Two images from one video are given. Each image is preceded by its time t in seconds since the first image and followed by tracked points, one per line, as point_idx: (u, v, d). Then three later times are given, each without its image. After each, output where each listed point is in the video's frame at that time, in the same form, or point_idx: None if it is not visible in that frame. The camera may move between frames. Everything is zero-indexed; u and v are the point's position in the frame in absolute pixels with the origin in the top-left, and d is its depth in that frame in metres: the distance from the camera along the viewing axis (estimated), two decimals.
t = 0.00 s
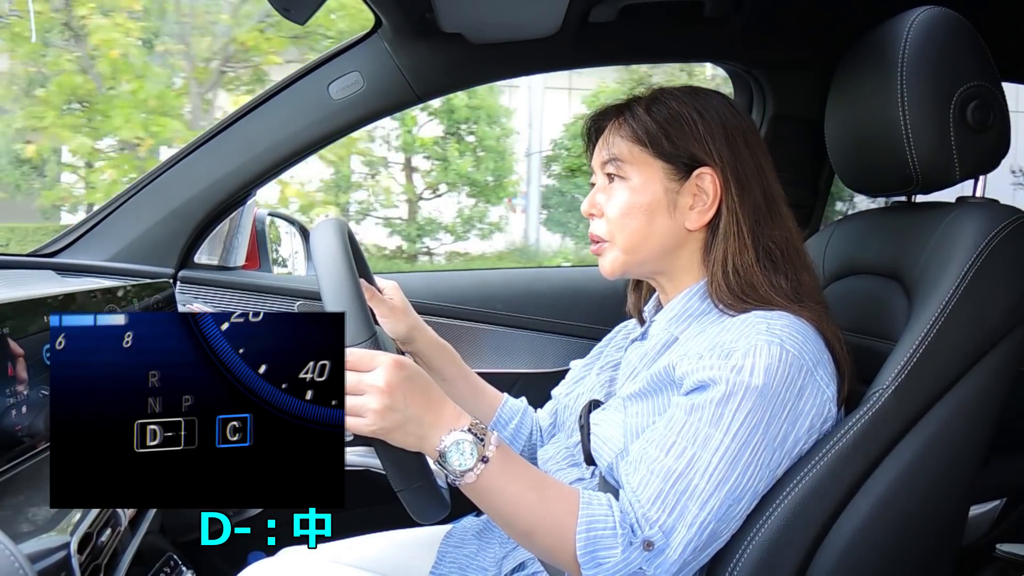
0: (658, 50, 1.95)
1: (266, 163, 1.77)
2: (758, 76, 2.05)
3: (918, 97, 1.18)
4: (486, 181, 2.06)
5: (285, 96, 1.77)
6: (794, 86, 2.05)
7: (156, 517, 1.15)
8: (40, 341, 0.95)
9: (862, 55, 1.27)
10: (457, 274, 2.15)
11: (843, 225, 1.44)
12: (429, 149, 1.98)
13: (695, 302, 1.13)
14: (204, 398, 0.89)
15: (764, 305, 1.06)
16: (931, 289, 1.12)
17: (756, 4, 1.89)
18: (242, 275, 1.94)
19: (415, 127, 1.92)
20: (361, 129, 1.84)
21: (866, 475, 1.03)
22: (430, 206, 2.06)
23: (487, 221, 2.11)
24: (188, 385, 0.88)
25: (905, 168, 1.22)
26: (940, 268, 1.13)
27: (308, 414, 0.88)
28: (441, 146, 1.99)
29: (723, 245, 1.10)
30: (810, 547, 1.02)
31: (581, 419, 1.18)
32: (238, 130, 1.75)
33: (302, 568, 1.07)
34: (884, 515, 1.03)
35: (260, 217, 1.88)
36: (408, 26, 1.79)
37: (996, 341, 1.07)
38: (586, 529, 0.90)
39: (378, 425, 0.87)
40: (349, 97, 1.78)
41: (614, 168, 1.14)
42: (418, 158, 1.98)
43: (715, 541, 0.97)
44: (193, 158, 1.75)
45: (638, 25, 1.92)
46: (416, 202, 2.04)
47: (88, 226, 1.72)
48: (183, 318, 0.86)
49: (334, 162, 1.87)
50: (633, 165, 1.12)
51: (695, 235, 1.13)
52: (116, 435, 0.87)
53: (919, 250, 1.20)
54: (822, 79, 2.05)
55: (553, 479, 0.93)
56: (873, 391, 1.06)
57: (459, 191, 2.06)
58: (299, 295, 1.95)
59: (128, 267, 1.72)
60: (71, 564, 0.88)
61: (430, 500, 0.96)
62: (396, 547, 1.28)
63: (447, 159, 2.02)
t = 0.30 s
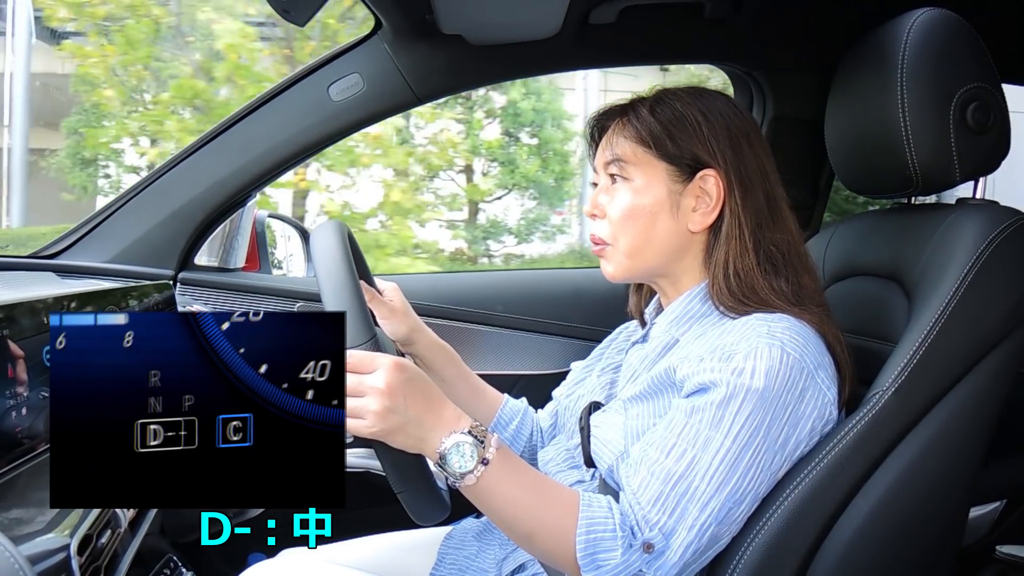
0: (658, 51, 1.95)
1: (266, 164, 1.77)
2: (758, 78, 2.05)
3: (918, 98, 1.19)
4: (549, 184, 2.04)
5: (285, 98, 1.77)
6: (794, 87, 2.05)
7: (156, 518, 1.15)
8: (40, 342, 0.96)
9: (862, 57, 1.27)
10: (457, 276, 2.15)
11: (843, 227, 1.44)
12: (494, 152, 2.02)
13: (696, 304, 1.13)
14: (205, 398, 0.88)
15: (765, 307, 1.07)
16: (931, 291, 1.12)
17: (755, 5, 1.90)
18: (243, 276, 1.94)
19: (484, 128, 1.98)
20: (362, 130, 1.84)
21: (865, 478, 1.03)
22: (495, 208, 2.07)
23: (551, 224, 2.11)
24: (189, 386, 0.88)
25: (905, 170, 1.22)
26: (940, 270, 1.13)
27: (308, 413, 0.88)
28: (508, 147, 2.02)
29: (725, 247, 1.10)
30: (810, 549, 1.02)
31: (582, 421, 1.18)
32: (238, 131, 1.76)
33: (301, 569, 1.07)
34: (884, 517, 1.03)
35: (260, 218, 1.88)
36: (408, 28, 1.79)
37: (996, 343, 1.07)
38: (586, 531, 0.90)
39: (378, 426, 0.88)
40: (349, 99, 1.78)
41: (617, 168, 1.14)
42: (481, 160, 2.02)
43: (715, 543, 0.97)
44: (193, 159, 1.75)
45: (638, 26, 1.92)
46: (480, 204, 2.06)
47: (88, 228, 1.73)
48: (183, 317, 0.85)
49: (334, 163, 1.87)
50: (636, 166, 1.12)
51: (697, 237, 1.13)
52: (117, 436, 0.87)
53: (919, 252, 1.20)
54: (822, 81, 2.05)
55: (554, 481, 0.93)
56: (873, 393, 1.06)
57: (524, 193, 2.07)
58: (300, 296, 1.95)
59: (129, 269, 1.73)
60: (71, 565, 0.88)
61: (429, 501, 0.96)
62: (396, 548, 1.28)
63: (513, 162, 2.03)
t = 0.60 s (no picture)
0: (660, 51, 1.95)
1: (265, 164, 1.77)
2: (758, 78, 2.05)
3: (918, 97, 1.19)
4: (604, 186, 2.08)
5: (284, 97, 1.77)
6: (794, 87, 2.05)
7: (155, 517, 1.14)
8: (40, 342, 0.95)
9: (863, 57, 1.27)
10: (458, 275, 2.15)
11: (842, 226, 1.44)
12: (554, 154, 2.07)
13: (699, 303, 1.13)
14: (206, 397, 0.88)
15: (768, 306, 1.06)
16: (932, 290, 1.12)
17: (755, 5, 1.90)
18: (243, 276, 1.94)
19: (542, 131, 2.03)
20: (362, 130, 1.84)
21: (865, 476, 1.03)
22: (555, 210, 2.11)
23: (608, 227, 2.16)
24: (190, 385, 0.88)
25: (905, 169, 1.22)
26: (941, 269, 1.13)
27: (308, 413, 0.88)
28: (567, 150, 2.06)
29: (732, 247, 1.10)
30: (811, 547, 1.02)
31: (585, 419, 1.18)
32: (238, 131, 1.75)
33: (301, 568, 1.07)
34: (883, 517, 1.03)
35: (260, 217, 1.88)
36: (408, 28, 1.79)
37: (996, 342, 1.07)
38: (587, 528, 0.90)
39: (378, 425, 0.87)
40: (349, 98, 1.78)
41: (627, 163, 1.14)
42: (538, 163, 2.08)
43: (716, 541, 0.97)
44: (193, 159, 1.75)
45: (638, 26, 1.92)
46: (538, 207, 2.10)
47: (88, 226, 1.72)
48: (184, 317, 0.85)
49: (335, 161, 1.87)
50: (647, 162, 1.12)
51: (704, 235, 1.13)
52: (117, 436, 0.86)
53: (920, 251, 1.20)
54: (822, 80, 2.05)
55: (555, 479, 0.93)
56: (873, 392, 1.06)
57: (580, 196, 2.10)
58: (300, 296, 1.95)
59: (129, 268, 1.73)
60: (71, 564, 0.89)
61: (429, 500, 0.96)
62: (396, 548, 1.28)
63: (573, 165, 2.06)
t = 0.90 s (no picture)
0: (660, 50, 1.95)
1: (265, 163, 1.77)
2: (758, 77, 2.05)
3: (918, 97, 1.19)
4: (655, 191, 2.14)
5: (285, 96, 1.77)
6: (794, 87, 2.05)
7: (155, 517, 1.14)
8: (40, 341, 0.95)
9: (863, 56, 1.27)
10: (458, 275, 2.15)
11: (843, 225, 1.45)
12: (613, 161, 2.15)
13: (705, 301, 1.14)
14: (206, 397, 0.88)
15: (779, 303, 1.07)
16: (932, 290, 1.12)
17: (756, 4, 1.89)
18: (243, 275, 1.94)
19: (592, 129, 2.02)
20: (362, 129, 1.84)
21: (865, 475, 1.03)
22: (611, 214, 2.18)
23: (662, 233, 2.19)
24: (191, 385, 0.87)
25: (905, 169, 1.22)
26: (942, 269, 1.13)
27: (308, 413, 0.88)
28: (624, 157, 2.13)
29: (753, 243, 1.12)
30: (811, 546, 1.02)
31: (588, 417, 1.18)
32: (239, 129, 1.75)
33: (301, 567, 1.07)
34: (884, 516, 1.03)
35: (259, 217, 1.88)
36: (408, 27, 1.79)
37: (996, 341, 1.07)
38: (590, 526, 0.90)
39: (378, 425, 0.88)
40: (349, 97, 1.78)
41: (659, 150, 1.16)
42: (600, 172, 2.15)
43: (717, 539, 0.97)
44: (193, 158, 1.75)
45: (638, 26, 1.92)
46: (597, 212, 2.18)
47: (89, 225, 1.73)
48: (184, 317, 0.85)
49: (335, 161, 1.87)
50: (680, 150, 1.14)
51: (725, 231, 1.16)
52: (118, 436, 0.86)
53: (920, 250, 1.20)
54: (822, 80, 2.05)
55: (557, 477, 0.93)
56: (874, 391, 1.06)
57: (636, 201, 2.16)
58: (299, 295, 1.95)
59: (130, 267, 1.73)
60: (71, 564, 0.88)
61: (429, 500, 0.96)
62: (397, 547, 1.27)
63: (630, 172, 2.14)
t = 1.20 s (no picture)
0: (660, 51, 1.95)
1: (265, 163, 1.77)
2: (758, 78, 2.05)
3: (918, 97, 1.18)
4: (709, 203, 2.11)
5: (284, 97, 1.77)
6: (793, 87, 2.05)
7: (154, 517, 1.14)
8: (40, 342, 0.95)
9: (863, 56, 1.27)
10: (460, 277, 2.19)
11: (844, 225, 1.44)
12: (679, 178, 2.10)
13: (707, 302, 1.13)
14: (206, 398, 0.88)
15: (784, 304, 1.07)
16: (932, 290, 1.12)
17: (755, 5, 1.89)
18: (243, 276, 1.95)
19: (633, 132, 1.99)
20: (362, 130, 1.84)
21: (865, 476, 1.03)
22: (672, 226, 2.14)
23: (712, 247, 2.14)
24: (191, 385, 0.87)
25: (904, 169, 1.22)
26: (942, 270, 1.13)
27: (308, 413, 0.88)
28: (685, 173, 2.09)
29: (759, 242, 1.12)
30: (811, 547, 1.02)
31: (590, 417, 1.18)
32: (239, 130, 1.75)
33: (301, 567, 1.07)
34: (884, 517, 1.03)
35: (259, 217, 1.88)
36: (408, 27, 1.79)
37: (996, 342, 1.08)
38: (590, 526, 0.90)
39: (378, 426, 0.88)
40: (349, 98, 1.78)
41: (671, 144, 1.16)
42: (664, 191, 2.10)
43: (717, 540, 0.97)
44: (192, 159, 1.74)
45: (638, 26, 1.92)
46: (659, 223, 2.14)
47: (88, 226, 1.72)
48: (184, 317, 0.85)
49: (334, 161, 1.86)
50: (692, 145, 1.15)
51: (731, 229, 1.16)
52: (117, 436, 0.86)
53: (920, 251, 1.20)
54: (821, 80, 2.05)
55: (557, 477, 0.93)
56: (873, 392, 1.06)
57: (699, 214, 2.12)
58: (299, 296, 1.95)
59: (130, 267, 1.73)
60: (71, 564, 0.88)
61: (429, 500, 0.96)
62: (397, 548, 1.27)
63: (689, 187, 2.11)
